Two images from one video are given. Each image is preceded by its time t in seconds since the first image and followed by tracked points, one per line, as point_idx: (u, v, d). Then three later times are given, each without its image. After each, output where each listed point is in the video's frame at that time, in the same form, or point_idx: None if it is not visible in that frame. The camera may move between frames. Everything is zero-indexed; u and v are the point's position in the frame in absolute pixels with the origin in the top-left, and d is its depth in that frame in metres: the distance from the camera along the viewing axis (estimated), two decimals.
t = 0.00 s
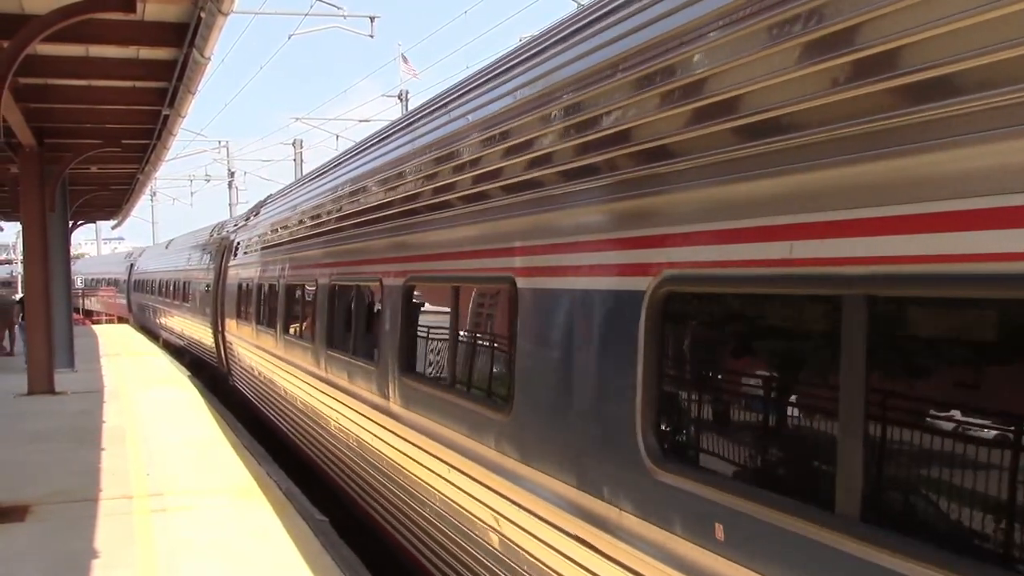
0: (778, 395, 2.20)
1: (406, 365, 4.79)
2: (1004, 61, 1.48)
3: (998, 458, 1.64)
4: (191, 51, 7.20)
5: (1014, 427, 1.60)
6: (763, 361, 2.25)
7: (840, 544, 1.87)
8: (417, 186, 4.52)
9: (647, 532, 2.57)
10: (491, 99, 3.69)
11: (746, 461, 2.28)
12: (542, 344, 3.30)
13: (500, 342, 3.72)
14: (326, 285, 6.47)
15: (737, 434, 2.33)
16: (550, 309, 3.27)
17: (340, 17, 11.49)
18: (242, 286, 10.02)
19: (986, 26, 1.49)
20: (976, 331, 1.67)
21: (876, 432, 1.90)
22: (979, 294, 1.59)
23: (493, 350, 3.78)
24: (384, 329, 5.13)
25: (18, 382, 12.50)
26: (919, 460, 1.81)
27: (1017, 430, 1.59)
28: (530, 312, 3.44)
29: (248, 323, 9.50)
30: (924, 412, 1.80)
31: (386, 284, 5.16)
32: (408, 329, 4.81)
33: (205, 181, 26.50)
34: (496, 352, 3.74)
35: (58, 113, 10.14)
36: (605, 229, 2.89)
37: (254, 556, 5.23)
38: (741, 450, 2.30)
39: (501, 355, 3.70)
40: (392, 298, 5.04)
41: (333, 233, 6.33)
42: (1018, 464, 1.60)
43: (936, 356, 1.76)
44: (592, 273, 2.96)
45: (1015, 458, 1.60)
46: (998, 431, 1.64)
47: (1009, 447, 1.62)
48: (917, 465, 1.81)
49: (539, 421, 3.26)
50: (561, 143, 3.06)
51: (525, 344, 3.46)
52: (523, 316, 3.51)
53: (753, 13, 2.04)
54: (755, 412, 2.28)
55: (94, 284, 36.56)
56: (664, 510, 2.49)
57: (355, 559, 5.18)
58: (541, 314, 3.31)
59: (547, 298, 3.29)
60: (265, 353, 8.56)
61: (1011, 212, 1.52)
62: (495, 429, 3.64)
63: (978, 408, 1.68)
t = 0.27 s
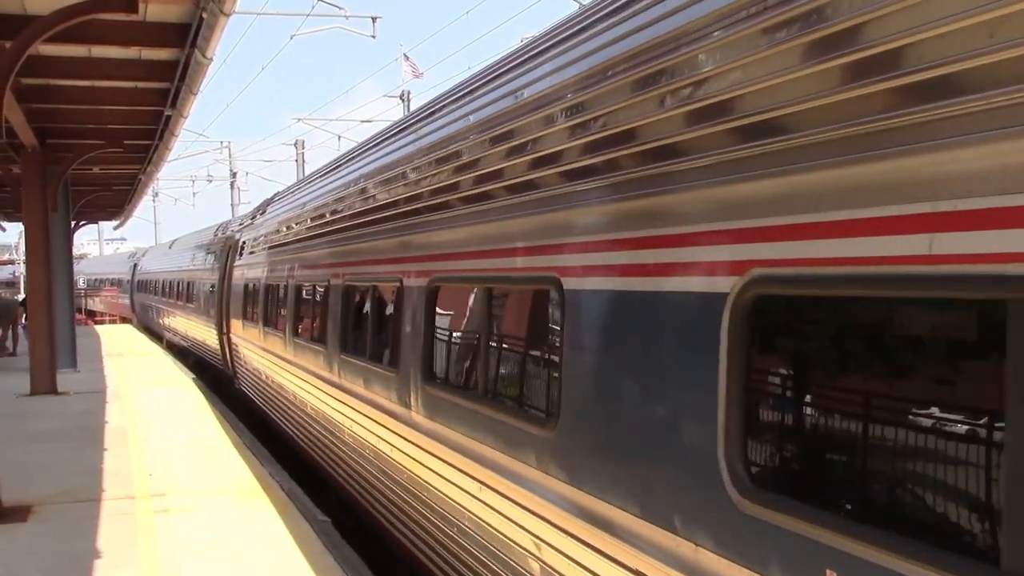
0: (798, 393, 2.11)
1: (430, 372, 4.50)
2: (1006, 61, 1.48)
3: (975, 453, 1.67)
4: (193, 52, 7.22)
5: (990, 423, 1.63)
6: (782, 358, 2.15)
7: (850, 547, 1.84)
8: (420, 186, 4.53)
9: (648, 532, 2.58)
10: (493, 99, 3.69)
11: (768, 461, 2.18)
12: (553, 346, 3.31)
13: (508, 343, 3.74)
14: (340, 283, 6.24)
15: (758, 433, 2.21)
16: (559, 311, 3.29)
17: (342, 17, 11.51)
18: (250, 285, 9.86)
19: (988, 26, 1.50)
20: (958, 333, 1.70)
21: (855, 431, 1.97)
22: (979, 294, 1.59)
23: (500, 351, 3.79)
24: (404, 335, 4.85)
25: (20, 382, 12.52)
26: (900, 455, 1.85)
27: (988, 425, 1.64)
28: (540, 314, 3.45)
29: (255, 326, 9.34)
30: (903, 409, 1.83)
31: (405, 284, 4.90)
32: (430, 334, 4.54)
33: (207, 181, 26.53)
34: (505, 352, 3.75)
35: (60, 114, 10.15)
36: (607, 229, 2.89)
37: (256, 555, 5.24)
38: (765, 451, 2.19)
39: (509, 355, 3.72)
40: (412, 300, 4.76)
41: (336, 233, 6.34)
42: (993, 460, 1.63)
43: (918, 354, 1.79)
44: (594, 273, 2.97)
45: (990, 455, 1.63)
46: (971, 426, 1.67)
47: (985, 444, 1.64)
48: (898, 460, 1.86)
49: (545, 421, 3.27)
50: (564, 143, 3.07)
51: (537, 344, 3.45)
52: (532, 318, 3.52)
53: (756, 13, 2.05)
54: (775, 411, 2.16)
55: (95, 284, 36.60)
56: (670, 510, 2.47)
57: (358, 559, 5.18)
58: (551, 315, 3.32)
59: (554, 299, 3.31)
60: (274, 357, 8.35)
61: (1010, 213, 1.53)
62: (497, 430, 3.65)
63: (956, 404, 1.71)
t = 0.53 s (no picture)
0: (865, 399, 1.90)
1: (458, 377, 4.21)
2: (1013, 59, 1.48)
3: (991, 452, 1.66)
4: (197, 52, 7.22)
5: (1005, 424, 1.62)
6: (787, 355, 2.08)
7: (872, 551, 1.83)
8: (424, 186, 4.53)
9: (651, 532, 2.56)
10: (497, 99, 3.69)
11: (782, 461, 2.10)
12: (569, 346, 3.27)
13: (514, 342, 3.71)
14: (356, 283, 5.97)
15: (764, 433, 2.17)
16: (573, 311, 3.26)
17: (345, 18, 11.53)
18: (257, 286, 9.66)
19: (996, 24, 1.49)
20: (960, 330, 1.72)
21: (872, 428, 1.89)
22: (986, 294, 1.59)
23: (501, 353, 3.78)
24: (430, 338, 4.54)
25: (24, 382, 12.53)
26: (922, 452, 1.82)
27: (1007, 426, 1.62)
28: (552, 315, 3.44)
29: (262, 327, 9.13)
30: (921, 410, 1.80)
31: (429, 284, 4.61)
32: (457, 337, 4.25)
33: (211, 181, 26.55)
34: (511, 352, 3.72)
35: (64, 115, 10.17)
36: (611, 229, 2.89)
37: (259, 555, 5.24)
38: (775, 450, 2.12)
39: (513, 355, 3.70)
40: (438, 301, 4.47)
41: (340, 234, 6.34)
42: (1011, 459, 1.61)
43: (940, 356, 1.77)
44: (599, 273, 2.96)
45: (1008, 454, 1.62)
46: (988, 427, 1.66)
47: (1001, 443, 1.63)
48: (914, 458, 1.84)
49: (551, 422, 3.26)
50: (568, 142, 3.06)
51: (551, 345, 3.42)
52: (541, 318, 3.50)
53: (764, 12, 2.05)
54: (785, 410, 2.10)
55: (99, 284, 36.65)
56: (671, 510, 2.46)
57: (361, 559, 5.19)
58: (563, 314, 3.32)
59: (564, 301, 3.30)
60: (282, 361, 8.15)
61: (1010, 213, 1.52)
62: (501, 430, 3.64)
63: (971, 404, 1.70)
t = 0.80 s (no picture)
0: None
1: (495, 384, 3.88)
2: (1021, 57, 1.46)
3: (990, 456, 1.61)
4: (206, 53, 7.23)
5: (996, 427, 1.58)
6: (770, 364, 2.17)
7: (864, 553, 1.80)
8: (433, 187, 4.52)
9: (660, 532, 2.54)
10: (505, 100, 3.68)
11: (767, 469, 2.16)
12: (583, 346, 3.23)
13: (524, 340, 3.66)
14: (379, 284, 5.68)
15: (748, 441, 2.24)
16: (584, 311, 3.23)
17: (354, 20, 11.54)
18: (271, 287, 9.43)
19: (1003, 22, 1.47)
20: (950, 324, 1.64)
21: None
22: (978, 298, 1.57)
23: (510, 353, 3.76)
24: (463, 341, 4.21)
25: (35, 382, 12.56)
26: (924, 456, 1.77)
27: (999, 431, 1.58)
28: (562, 318, 3.40)
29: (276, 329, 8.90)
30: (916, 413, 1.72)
31: (462, 284, 4.28)
32: (494, 341, 3.92)
33: (222, 182, 26.64)
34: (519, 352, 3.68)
35: (74, 116, 10.19)
36: (618, 230, 2.87)
37: (270, 555, 5.24)
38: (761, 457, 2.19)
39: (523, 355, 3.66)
40: (473, 301, 4.13)
41: (350, 234, 6.34)
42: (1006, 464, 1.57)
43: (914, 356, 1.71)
44: (607, 274, 2.94)
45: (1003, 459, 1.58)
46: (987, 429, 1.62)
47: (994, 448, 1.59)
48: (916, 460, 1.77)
49: (562, 423, 3.23)
50: (576, 143, 3.04)
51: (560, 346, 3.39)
52: (550, 317, 3.46)
53: (772, 11, 2.03)
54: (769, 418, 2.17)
55: (110, 285, 36.78)
56: (680, 511, 2.45)
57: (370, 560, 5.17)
58: (574, 315, 3.27)
59: (573, 300, 3.27)
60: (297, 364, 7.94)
61: (1009, 213, 1.50)
62: (510, 430, 3.62)
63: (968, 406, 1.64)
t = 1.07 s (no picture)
0: None
1: (542, 393, 3.53)
2: None
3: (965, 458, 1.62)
4: (222, 54, 7.25)
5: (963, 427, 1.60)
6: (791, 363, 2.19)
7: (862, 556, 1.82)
8: (448, 187, 4.53)
9: (672, 530, 2.54)
10: (521, 100, 3.68)
11: (776, 471, 2.21)
12: (590, 348, 3.20)
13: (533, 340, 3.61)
14: (405, 283, 5.43)
15: (768, 442, 2.27)
16: (592, 311, 3.20)
17: (370, 21, 11.57)
18: (291, 287, 9.20)
19: (1021, 20, 1.46)
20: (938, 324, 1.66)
21: None
22: (977, 298, 1.56)
23: (519, 349, 3.75)
24: (507, 346, 3.86)
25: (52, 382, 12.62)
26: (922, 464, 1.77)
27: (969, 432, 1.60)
28: (571, 320, 3.35)
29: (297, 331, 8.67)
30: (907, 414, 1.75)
31: (504, 285, 3.94)
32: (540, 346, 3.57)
33: (237, 183, 26.72)
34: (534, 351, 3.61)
35: (91, 117, 10.24)
36: (629, 231, 2.86)
37: (286, 555, 5.25)
38: (773, 459, 2.23)
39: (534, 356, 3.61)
40: (517, 302, 3.77)
41: (366, 235, 6.35)
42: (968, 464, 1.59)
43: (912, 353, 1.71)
44: (618, 273, 2.93)
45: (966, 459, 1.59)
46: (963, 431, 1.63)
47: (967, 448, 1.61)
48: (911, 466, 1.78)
49: (576, 423, 3.21)
50: (590, 143, 3.04)
51: (569, 348, 3.35)
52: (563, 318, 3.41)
53: (790, 10, 2.02)
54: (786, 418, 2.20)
55: (126, 285, 36.95)
56: (695, 511, 2.44)
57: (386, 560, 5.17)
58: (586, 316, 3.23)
59: (583, 299, 3.24)
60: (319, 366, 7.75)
61: (1019, 213, 1.49)
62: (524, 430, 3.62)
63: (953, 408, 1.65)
